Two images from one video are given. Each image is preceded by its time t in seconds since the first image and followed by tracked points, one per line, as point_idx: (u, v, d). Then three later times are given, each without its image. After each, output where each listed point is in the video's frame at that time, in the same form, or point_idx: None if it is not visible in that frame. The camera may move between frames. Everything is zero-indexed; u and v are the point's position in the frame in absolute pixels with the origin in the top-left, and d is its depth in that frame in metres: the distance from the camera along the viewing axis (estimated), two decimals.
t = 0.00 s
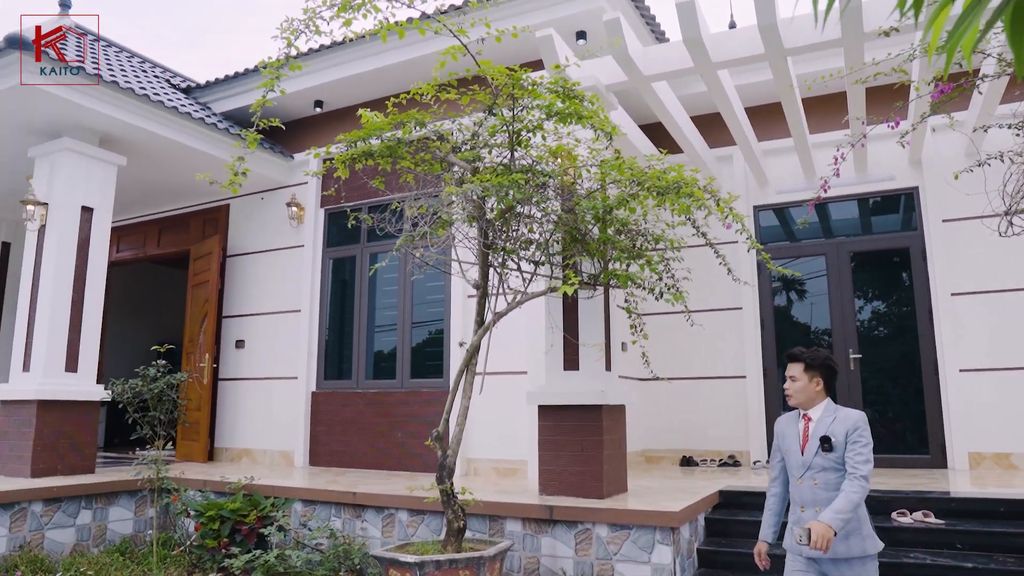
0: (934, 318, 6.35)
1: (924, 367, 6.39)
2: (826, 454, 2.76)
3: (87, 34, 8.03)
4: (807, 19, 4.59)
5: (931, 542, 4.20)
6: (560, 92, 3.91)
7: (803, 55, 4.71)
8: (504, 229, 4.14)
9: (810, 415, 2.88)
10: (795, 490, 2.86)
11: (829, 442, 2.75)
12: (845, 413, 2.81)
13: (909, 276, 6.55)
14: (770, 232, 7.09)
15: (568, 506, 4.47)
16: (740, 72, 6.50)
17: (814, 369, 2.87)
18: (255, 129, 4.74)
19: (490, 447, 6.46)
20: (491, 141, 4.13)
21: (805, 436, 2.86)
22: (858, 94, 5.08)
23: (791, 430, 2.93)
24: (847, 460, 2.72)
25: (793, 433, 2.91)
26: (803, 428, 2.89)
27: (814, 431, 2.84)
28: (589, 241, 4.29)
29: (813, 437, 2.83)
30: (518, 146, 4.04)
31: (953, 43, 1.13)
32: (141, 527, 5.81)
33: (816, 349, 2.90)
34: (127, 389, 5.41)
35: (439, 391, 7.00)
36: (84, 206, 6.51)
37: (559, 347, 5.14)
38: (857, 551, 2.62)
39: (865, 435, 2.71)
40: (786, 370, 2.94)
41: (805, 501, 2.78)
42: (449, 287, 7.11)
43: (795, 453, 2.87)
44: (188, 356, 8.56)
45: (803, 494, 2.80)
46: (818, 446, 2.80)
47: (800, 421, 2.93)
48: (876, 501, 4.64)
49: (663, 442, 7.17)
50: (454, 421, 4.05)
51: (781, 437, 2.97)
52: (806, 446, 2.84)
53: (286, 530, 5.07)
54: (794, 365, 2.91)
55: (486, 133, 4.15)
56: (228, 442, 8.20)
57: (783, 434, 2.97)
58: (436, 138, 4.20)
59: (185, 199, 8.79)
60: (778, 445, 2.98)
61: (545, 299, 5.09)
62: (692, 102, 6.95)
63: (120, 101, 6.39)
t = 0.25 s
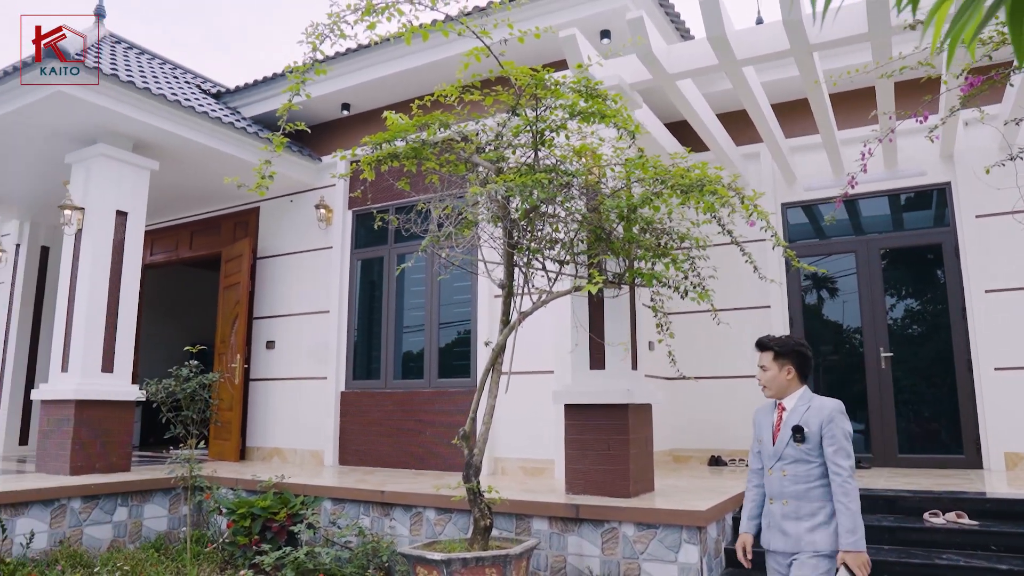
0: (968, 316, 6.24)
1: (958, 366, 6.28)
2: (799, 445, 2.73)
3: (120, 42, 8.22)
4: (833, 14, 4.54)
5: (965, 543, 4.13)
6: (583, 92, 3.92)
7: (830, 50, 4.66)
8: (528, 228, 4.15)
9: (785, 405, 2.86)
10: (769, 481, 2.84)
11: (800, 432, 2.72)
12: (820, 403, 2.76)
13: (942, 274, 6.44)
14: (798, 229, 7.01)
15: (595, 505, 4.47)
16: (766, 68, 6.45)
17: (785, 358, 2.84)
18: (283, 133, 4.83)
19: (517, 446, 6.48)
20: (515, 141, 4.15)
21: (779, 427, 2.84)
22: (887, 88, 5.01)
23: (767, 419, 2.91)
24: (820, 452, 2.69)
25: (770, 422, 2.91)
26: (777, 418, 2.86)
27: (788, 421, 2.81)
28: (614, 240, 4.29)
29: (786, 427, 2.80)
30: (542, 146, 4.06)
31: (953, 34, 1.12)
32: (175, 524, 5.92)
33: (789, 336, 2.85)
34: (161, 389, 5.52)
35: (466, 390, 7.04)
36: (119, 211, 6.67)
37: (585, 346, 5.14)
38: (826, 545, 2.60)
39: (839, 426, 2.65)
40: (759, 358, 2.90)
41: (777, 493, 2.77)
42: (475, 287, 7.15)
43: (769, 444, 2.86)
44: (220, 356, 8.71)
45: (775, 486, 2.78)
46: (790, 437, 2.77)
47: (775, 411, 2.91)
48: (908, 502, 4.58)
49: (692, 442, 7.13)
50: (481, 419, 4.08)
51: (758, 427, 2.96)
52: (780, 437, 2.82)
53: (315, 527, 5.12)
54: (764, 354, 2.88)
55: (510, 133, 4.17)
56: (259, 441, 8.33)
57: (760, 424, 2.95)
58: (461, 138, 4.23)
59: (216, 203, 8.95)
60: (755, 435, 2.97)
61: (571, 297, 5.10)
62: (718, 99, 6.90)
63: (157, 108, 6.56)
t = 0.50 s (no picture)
0: (1003, 313, 6.12)
1: (993, 364, 6.16)
2: (756, 462, 2.60)
3: (153, 50, 8.41)
4: (861, 7, 4.49)
5: (999, 545, 4.05)
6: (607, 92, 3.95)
7: (857, 44, 4.61)
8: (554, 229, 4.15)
9: (748, 416, 2.73)
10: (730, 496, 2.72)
11: (759, 448, 2.59)
12: (782, 417, 2.63)
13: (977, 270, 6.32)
14: (827, 226, 6.93)
15: (621, 504, 4.47)
16: (793, 64, 6.39)
17: (748, 366, 2.72)
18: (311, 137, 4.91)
19: (545, 445, 6.50)
20: (539, 142, 4.17)
21: (741, 439, 2.71)
22: (917, 83, 4.94)
23: (731, 430, 2.79)
24: (784, 468, 2.56)
25: (731, 432, 2.79)
26: (739, 429, 2.74)
27: (748, 434, 2.68)
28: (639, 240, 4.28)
29: (748, 440, 2.67)
30: (566, 146, 4.08)
31: (957, 29, 1.16)
32: (209, 521, 6.04)
33: (752, 343, 2.74)
34: (194, 389, 5.64)
35: (493, 390, 7.08)
36: (153, 214, 6.81)
37: (611, 346, 5.14)
38: (788, 567, 2.47)
39: (800, 441, 2.53)
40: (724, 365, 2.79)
41: (738, 509, 2.65)
42: (502, 287, 7.19)
43: (731, 457, 2.73)
44: (252, 357, 8.85)
45: (735, 501, 2.67)
46: (750, 452, 2.64)
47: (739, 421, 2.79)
48: (941, 502, 4.51)
49: (721, 441, 7.08)
50: (507, 418, 4.10)
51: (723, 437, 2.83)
52: (741, 450, 2.69)
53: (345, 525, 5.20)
54: (729, 360, 2.78)
55: (534, 135, 4.19)
56: (289, 440, 8.45)
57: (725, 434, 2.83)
58: (485, 141, 4.25)
59: (247, 206, 9.10)
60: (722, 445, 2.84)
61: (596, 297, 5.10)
62: (744, 97, 6.86)
63: (187, 113, 6.66)
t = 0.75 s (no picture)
0: None
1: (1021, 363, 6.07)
2: (699, 456, 2.54)
3: (179, 57, 8.56)
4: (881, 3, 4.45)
5: None
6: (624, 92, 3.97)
7: (877, 40, 4.57)
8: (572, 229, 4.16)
9: (701, 408, 2.66)
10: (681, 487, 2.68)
11: (701, 442, 2.53)
12: (731, 412, 2.52)
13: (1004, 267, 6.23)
14: (850, 224, 6.86)
15: (641, 503, 4.48)
16: (813, 61, 6.35)
17: (699, 358, 2.63)
18: (331, 141, 4.96)
19: (566, 444, 6.51)
20: (557, 143, 4.19)
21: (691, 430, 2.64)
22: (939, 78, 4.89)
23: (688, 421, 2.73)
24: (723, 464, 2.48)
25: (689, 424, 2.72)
26: (692, 420, 2.67)
27: (697, 427, 2.61)
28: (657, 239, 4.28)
29: (697, 432, 2.60)
30: (584, 146, 4.10)
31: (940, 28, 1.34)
32: (235, 519, 6.14)
33: (703, 334, 2.64)
34: (220, 389, 5.74)
35: (514, 390, 7.11)
36: (179, 218, 6.95)
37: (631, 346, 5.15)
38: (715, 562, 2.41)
39: (737, 438, 2.42)
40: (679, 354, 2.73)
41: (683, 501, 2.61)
42: (523, 288, 7.22)
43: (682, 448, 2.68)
44: (276, 357, 8.96)
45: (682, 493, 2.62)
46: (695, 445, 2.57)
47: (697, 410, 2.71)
48: (966, 502, 4.46)
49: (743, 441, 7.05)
50: (527, 417, 4.12)
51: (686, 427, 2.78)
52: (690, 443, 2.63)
53: (368, 523, 5.26)
54: (683, 351, 2.70)
55: (552, 136, 4.21)
56: (313, 440, 8.54)
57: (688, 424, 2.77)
58: (503, 142, 4.28)
59: (271, 209, 9.22)
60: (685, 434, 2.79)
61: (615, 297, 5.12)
62: (763, 95, 6.83)
63: (212, 118, 6.79)
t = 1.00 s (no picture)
0: None
1: None
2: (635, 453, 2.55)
3: (207, 63, 8.73)
4: None
5: None
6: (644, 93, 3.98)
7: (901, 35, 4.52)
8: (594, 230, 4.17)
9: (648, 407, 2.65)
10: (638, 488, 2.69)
11: (636, 442, 2.54)
12: (664, 411, 2.51)
13: None
14: (876, 222, 6.79)
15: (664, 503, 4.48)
16: (835, 58, 6.30)
17: (640, 359, 2.62)
18: (356, 145, 5.05)
19: (590, 444, 6.53)
20: (577, 145, 4.21)
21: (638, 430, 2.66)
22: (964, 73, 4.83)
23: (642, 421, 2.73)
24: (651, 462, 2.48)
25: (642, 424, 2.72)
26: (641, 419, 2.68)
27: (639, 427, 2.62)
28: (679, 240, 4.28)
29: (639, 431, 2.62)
30: (604, 147, 4.11)
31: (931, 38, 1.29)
32: (263, 518, 6.24)
33: (643, 334, 2.62)
34: (248, 390, 5.85)
35: (538, 390, 7.14)
36: (207, 221, 7.08)
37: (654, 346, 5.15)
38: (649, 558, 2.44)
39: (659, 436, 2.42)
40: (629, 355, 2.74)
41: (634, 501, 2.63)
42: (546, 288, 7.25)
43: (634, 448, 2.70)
44: (303, 358, 9.09)
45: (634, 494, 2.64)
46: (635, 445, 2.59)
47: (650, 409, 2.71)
48: (995, 503, 4.40)
49: (769, 441, 7.01)
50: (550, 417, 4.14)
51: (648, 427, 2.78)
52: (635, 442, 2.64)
53: (393, 522, 5.33)
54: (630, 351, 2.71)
55: (572, 137, 4.24)
56: (340, 440, 8.65)
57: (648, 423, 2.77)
58: (523, 144, 4.31)
59: (297, 212, 9.35)
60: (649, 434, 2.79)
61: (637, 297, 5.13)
62: (786, 93, 6.79)
63: (239, 124, 6.91)
